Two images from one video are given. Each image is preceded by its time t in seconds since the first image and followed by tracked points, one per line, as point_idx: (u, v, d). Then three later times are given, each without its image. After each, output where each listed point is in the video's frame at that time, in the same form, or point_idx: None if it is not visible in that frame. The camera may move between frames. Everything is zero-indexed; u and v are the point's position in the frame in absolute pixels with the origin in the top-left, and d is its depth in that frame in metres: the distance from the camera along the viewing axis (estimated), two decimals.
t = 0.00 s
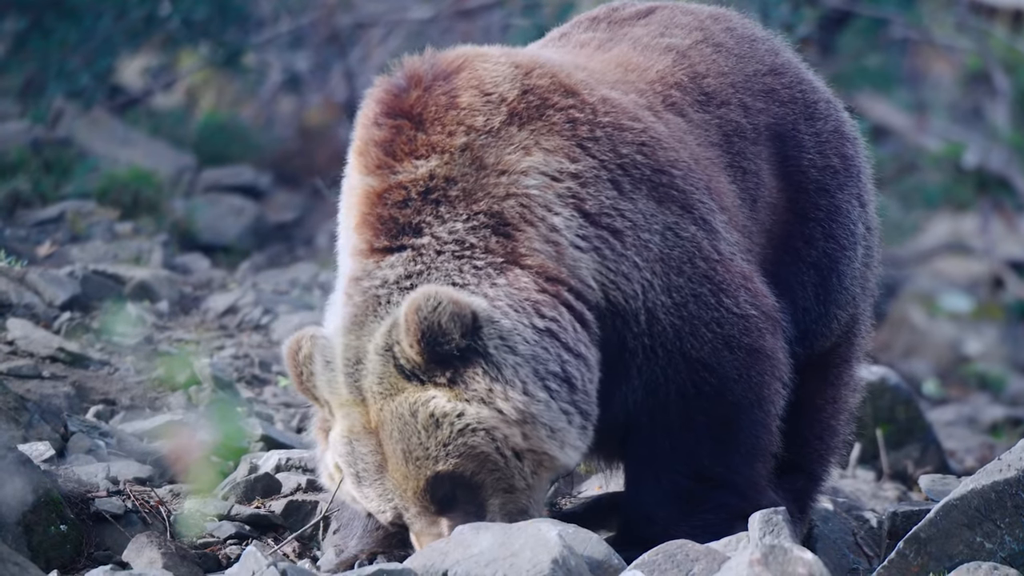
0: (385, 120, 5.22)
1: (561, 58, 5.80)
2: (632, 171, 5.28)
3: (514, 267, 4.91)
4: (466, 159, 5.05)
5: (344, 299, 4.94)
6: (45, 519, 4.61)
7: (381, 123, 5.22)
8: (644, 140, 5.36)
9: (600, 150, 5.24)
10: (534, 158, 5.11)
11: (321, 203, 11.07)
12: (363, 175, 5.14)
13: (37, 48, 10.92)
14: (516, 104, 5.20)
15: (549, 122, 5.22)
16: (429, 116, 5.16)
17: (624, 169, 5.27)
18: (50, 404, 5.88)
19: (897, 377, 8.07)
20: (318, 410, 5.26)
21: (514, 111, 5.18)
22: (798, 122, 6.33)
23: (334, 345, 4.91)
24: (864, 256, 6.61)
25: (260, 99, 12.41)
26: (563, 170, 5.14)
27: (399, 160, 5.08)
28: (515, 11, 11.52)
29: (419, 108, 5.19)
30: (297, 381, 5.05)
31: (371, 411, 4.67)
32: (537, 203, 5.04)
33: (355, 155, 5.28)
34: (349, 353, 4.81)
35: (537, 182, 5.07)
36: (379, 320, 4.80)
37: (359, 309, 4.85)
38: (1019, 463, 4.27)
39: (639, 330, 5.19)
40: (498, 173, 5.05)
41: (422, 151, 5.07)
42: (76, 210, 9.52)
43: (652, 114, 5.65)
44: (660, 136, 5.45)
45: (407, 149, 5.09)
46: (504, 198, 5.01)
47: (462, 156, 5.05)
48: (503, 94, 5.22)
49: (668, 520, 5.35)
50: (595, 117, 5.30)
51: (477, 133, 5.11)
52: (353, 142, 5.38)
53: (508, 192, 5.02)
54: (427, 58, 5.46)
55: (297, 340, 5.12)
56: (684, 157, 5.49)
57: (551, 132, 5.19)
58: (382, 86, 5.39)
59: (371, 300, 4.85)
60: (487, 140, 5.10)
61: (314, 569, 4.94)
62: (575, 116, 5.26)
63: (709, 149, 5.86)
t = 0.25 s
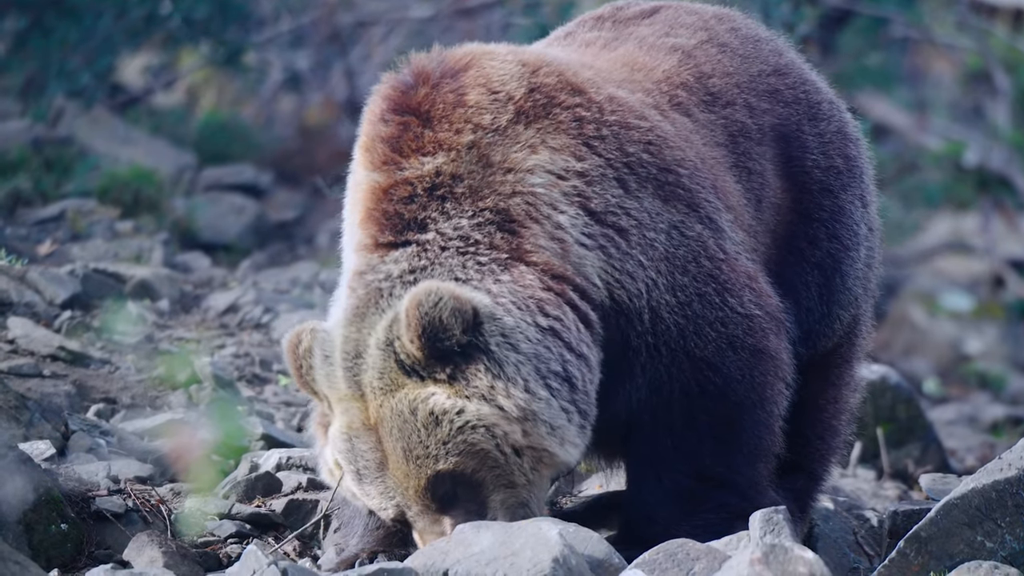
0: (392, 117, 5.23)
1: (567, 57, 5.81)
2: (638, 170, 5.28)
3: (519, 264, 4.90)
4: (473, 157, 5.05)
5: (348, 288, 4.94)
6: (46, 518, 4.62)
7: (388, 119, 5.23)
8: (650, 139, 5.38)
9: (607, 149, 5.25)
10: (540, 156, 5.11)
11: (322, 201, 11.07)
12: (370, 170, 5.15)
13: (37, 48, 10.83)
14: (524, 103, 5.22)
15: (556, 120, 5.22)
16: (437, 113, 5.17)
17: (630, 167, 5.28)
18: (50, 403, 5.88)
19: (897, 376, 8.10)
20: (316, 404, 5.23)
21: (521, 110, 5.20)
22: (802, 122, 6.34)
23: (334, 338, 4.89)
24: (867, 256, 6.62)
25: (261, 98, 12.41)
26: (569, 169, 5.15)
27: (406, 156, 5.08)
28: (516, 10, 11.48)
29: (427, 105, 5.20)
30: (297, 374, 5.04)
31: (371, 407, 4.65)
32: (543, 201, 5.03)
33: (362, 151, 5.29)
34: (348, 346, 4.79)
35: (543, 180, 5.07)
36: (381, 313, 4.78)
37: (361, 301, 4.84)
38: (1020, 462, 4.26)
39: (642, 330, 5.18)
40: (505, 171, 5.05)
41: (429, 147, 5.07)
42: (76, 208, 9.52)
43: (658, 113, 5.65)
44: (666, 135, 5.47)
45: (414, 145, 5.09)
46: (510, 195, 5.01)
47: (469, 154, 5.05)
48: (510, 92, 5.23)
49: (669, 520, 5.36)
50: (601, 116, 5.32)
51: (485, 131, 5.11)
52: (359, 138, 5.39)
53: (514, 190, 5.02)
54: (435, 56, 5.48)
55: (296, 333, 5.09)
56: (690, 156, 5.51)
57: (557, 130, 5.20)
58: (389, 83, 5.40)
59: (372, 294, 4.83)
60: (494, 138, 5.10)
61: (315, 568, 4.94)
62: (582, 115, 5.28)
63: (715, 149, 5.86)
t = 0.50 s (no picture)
0: (399, 111, 5.23)
1: (574, 55, 5.81)
2: (644, 169, 5.30)
3: (519, 259, 4.90)
4: (479, 154, 5.05)
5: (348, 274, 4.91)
6: (48, 516, 4.62)
7: (395, 114, 5.23)
8: (657, 139, 5.40)
9: (613, 148, 5.27)
10: (546, 155, 5.11)
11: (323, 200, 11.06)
12: (375, 164, 5.14)
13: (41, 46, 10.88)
14: (531, 101, 5.22)
15: (562, 119, 5.23)
16: (444, 109, 5.17)
17: (636, 167, 5.29)
18: (52, 401, 5.88)
19: (899, 373, 8.09)
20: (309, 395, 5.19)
21: (527, 108, 5.20)
22: (807, 122, 6.34)
23: (328, 327, 4.87)
24: (870, 256, 6.62)
25: (262, 96, 12.40)
26: (575, 167, 5.15)
27: (412, 150, 5.08)
28: (518, 8, 11.44)
29: (434, 101, 5.20)
30: (291, 364, 5.02)
31: (365, 400, 4.60)
32: (547, 200, 5.03)
33: (368, 144, 5.28)
34: (342, 336, 4.76)
35: (548, 178, 5.07)
36: (375, 302, 4.75)
37: (356, 288, 4.81)
38: (1021, 460, 4.26)
39: (645, 328, 5.17)
40: (510, 169, 5.05)
41: (435, 143, 5.07)
42: (77, 207, 9.52)
43: (665, 112, 5.66)
44: (673, 135, 5.49)
45: (420, 140, 5.09)
46: (514, 193, 5.00)
47: (474, 150, 5.05)
48: (517, 90, 5.23)
49: (671, 518, 5.36)
50: (608, 115, 5.34)
51: (491, 128, 5.11)
52: (365, 133, 5.39)
53: (519, 188, 5.02)
54: (443, 53, 5.48)
55: (291, 324, 5.07)
56: (697, 156, 5.53)
57: (564, 129, 5.21)
58: (396, 79, 5.40)
59: (366, 282, 4.81)
60: (500, 136, 5.10)
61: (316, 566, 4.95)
62: (588, 114, 5.29)
63: (721, 148, 5.86)
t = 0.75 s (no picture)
0: (402, 110, 5.23)
1: (577, 54, 5.81)
2: (647, 168, 5.30)
3: (524, 260, 4.92)
4: (482, 153, 5.05)
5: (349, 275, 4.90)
6: (49, 514, 4.62)
7: (398, 113, 5.22)
8: (659, 138, 5.39)
9: (615, 148, 5.26)
10: (549, 155, 5.11)
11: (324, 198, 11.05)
12: (377, 163, 5.14)
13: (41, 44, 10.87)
14: (533, 101, 5.22)
15: (565, 119, 5.23)
16: (447, 109, 5.16)
17: (638, 166, 5.29)
18: (54, 399, 5.88)
19: (901, 371, 8.09)
20: (305, 380, 5.18)
21: (530, 107, 5.20)
22: (810, 120, 6.34)
23: (336, 311, 4.82)
24: (873, 254, 6.62)
25: (264, 94, 12.39)
26: (577, 167, 5.15)
27: (415, 149, 5.08)
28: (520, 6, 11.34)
29: (437, 100, 5.19)
30: (291, 345, 4.99)
31: (370, 383, 4.56)
32: (550, 200, 5.03)
33: (370, 143, 5.28)
34: (353, 321, 4.72)
35: (550, 178, 5.07)
36: (388, 291, 4.74)
37: (366, 281, 4.78)
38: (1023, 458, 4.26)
39: (647, 328, 5.17)
40: (513, 168, 5.05)
41: (439, 142, 5.07)
42: (79, 205, 9.53)
43: (668, 112, 5.65)
44: (676, 134, 5.49)
45: (424, 139, 5.09)
46: (517, 192, 5.00)
47: (477, 150, 5.05)
48: (520, 90, 5.23)
49: (673, 516, 5.36)
50: (611, 115, 5.33)
51: (494, 128, 5.11)
52: (368, 131, 5.38)
53: (521, 188, 5.02)
54: (446, 52, 5.48)
55: (297, 305, 5.02)
56: (700, 155, 5.52)
57: (567, 129, 5.21)
58: (400, 77, 5.40)
59: (376, 275, 4.79)
60: (503, 135, 5.10)
61: (318, 564, 4.95)
62: (591, 114, 5.29)
63: (725, 147, 5.85)
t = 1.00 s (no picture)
0: (400, 110, 5.22)
1: (574, 52, 5.80)
2: (643, 169, 5.30)
3: (528, 264, 4.91)
4: (480, 154, 5.04)
5: (347, 273, 4.88)
6: (49, 511, 4.62)
7: (396, 113, 5.22)
8: (655, 138, 5.39)
9: (612, 148, 5.26)
10: (546, 155, 5.11)
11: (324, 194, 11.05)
12: (375, 163, 5.13)
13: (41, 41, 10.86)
14: (531, 101, 5.21)
15: (562, 118, 5.23)
16: (445, 109, 5.16)
17: (635, 167, 5.29)
18: (53, 396, 5.88)
19: (900, 368, 8.08)
20: (301, 374, 5.13)
21: (528, 107, 5.20)
22: (808, 117, 6.34)
23: (339, 303, 4.82)
24: (872, 250, 6.61)
25: (264, 91, 12.38)
26: (575, 168, 5.15)
27: (413, 150, 5.08)
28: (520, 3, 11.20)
29: (436, 100, 5.19)
30: (291, 337, 4.98)
31: (373, 369, 4.56)
32: (548, 201, 5.03)
33: (368, 143, 5.28)
34: (357, 312, 4.73)
35: (548, 179, 5.07)
36: (395, 284, 4.76)
37: (369, 279, 4.78)
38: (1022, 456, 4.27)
39: (645, 328, 5.18)
40: (511, 169, 5.05)
41: (437, 143, 5.06)
42: (79, 202, 9.52)
43: (665, 110, 5.65)
44: (673, 132, 5.49)
45: (422, 140, 5.09)
46: (515, 194, 5.00)
47: (475, 151, 5.05)
48: (518, 90, 5.23)
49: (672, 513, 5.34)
50: (608, 115, 5.33)
51: (492, 128, 5.11)
52: (366, 131, 5.38)
53: (519, 189, 5.02)
54: (443, 50, 5.47)
55: (298, 296, 5.01)
56: (697, 153, 5.52)
57: (564, 129, 5.21)
58: (397, 76, 5.40)
59: (378, 274, 4.79)
60: (500, 136, 5.10)
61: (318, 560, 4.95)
62: (588, 113, 5.29)
63: (722, 145, 5.85)
